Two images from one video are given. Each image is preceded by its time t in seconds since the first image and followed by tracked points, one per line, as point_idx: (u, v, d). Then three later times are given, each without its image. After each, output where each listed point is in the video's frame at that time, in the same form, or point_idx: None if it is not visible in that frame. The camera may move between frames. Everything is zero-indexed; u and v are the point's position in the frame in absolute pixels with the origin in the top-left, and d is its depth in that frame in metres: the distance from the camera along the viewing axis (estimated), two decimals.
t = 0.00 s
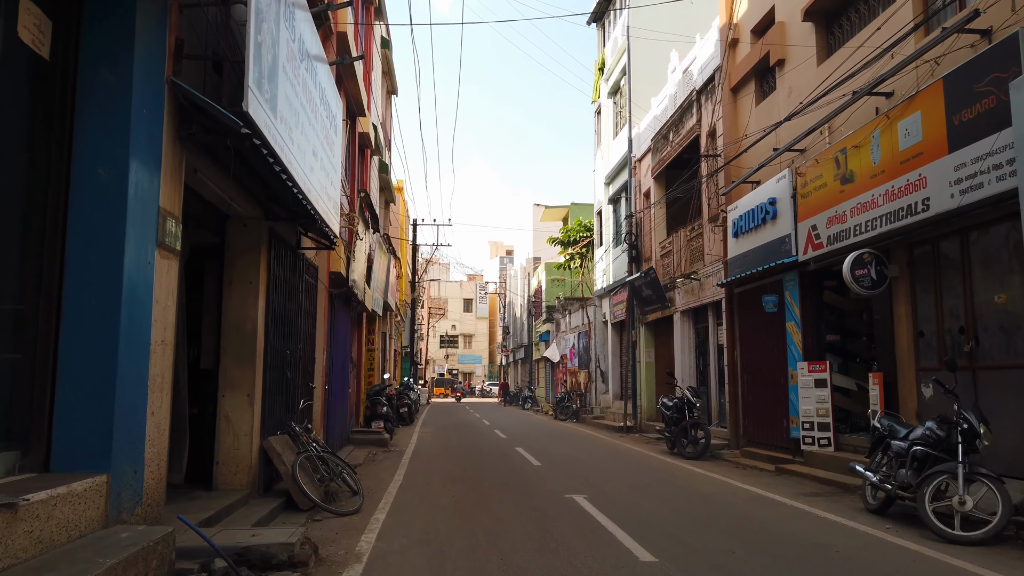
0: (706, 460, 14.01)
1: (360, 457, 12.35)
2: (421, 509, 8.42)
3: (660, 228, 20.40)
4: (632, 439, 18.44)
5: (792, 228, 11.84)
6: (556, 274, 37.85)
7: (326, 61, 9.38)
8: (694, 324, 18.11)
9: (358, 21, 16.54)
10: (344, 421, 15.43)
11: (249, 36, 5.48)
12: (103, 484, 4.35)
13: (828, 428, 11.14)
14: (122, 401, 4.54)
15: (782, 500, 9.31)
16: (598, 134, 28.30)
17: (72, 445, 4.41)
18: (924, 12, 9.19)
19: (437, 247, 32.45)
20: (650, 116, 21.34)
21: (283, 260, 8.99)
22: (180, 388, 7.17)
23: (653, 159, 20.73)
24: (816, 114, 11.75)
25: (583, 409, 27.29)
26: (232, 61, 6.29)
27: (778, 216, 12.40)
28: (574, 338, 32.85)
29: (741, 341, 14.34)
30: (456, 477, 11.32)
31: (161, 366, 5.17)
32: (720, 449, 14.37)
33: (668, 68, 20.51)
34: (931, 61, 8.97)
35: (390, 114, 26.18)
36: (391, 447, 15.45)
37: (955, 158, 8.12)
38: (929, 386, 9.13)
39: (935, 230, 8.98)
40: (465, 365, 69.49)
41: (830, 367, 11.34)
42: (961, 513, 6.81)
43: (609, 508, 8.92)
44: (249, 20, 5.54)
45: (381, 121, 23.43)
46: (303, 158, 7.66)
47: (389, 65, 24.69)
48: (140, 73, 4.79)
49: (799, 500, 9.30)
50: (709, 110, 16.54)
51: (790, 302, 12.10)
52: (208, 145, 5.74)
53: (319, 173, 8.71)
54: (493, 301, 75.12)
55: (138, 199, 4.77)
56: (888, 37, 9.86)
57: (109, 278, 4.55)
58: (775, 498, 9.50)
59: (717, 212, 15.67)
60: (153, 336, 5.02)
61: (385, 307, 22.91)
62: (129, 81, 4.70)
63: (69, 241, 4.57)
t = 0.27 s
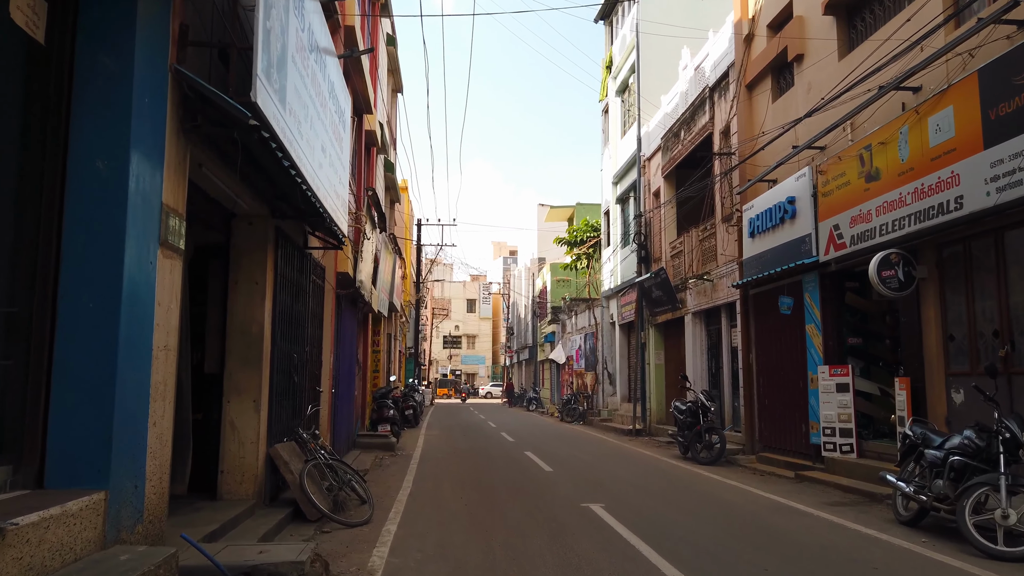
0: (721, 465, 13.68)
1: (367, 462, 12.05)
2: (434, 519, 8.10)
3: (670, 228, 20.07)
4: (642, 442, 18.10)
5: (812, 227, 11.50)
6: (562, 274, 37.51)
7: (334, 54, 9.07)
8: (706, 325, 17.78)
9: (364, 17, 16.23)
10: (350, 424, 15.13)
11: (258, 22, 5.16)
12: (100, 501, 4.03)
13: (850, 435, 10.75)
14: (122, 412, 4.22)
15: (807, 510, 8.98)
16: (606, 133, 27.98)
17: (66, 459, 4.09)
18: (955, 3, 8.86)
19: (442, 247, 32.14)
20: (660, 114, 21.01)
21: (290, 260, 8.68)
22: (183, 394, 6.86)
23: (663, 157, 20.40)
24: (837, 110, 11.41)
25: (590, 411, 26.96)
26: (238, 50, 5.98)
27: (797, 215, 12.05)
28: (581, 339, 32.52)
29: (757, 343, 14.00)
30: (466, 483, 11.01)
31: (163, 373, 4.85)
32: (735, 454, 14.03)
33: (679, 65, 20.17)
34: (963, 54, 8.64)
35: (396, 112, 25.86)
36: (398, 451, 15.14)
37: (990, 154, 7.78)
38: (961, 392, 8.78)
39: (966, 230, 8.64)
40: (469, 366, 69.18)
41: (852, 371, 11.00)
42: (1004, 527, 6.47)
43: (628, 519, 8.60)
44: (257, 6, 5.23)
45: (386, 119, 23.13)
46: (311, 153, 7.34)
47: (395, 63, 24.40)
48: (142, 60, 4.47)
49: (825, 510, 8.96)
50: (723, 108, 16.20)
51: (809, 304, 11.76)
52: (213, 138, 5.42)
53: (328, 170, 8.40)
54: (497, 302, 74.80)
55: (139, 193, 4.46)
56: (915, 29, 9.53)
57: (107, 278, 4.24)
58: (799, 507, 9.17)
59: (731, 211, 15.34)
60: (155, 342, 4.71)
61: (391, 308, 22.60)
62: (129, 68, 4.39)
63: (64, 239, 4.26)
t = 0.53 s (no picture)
0: (732, 464, 13.34)
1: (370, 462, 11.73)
2: (440, 520, 7.80)
3: (677, 223, 19.75)
4: (649, 442, 17.77)
5: (828, 219, 11.17)
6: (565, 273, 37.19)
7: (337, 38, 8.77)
8: (714, 322, 17.45)
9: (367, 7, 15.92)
10: (353, 422, 14.83)
11: None
12: (82, 499, 3.71)
13: (868, 432, 10.40)
14: (106, 402, 3.90)
15: (827, 510, 8.65)
16: (611, 129, 27.68)
17: (45, 452, 3.78)
18: None
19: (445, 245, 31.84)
20: (666, 108, 20.71)
21: (290, 250, 8.37)
22: (179, 388, 6.54)
23: (670, 152, 20.09)
24: (854, 98, 11.08)
25: (595, 411, 26.63)
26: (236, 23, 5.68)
27: (811, 207, 11.73)
28: (585, 338, 32.20)
29: (769, 339, 13.67)
30: (472, 483, 10.69)
31: (154, 363, 4.54)
32: (746, 454, 13.70)
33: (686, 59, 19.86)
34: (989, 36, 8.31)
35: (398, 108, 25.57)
36: (401, 450, 14.83)
37: (1020, 138, 7.46)
38: (987, 387, 8.45)
39: (993, 219, 8.31)
40: (470, 366, 68.87)
41: (870, 367, 10.67)
42: None
43: (641, 520, 8.28)
44: None
45: (389, 115, 22.84)
46: (313, 137, 7.03)
47: (397, 58, 24.11)
48: (130, 25, 4.15)
49: (846, 510, 8.63)
50: (732, 100, 15.88)
51: (825, 298, 11.43)
52: (208, 114, 5.11)
53: (330, 156, 8.09)
54: (499, 302, 74.48)
55: (127, 167, 4.14)
56: (938, 12, 9.20)
57: (91, 258, 3.92)
58: (819, 507, 8.84)
59: (742, 205, 15.01)
60: (144, 328, 4.38)
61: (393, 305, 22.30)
62: (116, 33, 4.07)
63: (45, 216, 3.95)
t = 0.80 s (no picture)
0: (747, 469, 12.94)
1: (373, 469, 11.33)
2: (450, 533, 7.41)
3: (686, 221, 19.34)
4: (658, 445, 17.38)
5: (849, 216, 10.76)
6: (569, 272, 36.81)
7: (340, 25, 8.36)
8: (725, 322, 17.05)
9: None
10: (355, 426, 14.44)
11: None
12: (60, 527, 3.31)
13: (892, 438, 10.04)
14: (88, 417, 3.50)
15: (855, 521, 8.25)
16: (616, 126, 27.27)
17: (19, 472, 3.40)
18: None
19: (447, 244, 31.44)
20: (674, 103, 20.29)
21: (291, 249, 7.96)
22: (173, 396, 6.14)
23: (678, 149, 19.67)
24: (877, 89, 10.65)
25: (600, 412, 26.24)
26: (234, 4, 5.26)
27: (830, 203, 11.32)
28: (589, 337, 31.81)
29: (784, 340, 13.27)
30: (481, 490, 10.29)
31: (144, 371, 4.14)
32: (761, 457, 13.31)
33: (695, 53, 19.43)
34: None
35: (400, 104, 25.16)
36: (404, 454, 14.44)
37: None
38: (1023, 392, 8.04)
39: None
40: (472, 365, 68.49)
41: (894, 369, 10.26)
42: None
43: (661, 531, 7.88)
44: None
45: (391, 111, 22.46)
46: (315, 128, 6.61)
47: (399, 54, 23.68)
48: None
49: (875, 521, 8.23)
50: (744, 94, 15.47)
51: (846, 298, 11.03)
52: (203, 100, 4.70)
53: (333, 150, 7.68)
54: (501, 301, 74.11)
55: (112, 155, 3.74)
56: None
57: (71, 256, 3.52)
58: (846, 517, 8.44)
59: (755, 201, 14.59)
60: (132, 334, 3.98)
61: (396, 305, 21.90)
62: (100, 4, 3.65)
63: (20, 210, 3.55)
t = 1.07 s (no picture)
0: (767, 474, 12.58)
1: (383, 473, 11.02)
2: (468, 544, 7.08)
3: (699, 220, 18.97)
4: (672, 448, 17.02)
5: (876, 212, 10.40)
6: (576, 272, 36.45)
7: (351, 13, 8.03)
8: (740, 323, 16.68)
9: None
10: (364, 428, 14.12)
11: None
12: (54, 549, 2.99)
13: (922, 443, 9.68)
14: (86, 427, 3.18)
15: (890, 531, 7.89)
16: (625, 124, 26.91)
17: (9, 489, 3.08)
18: None
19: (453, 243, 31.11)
20: (687, 100, 19.92)
21: (302, 246, 7.63)
22: (179, 401, 5.82)
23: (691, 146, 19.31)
24: (905, 81, 10.29)
25: (609, 413, 25.89)
26: None
27: (856, 199, 10.96)
28: (596, 338, 31.45)
29: (805, 341, 12.90)
30: (496, 496, 9.96)
31: (148, 375, 3.81)
32: (780, 462, 12.95)
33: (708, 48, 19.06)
34: None
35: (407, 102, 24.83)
36: (414, 457, 14.11)
37: None
38: None
39: None
40: (476, 366, 68.17)
41: (924, 372, 9.90)
42: None
43: (688, 542, 7.53)
44: None
45: (398, 109, 22.14)
46: (328, 118, 6.28)
47: (406, 50, 23.37)
48: None
49: (910, 531, 7.87)
50: (761, 89, 15.10)
51: (872, 298, 10.67)
52: (211, 84, 4.37)
53: (345, 142, 7.35)
54: (506, 301, 73.77)
55: (112, 140, 3.41)
56: None
57: (67, 250, 3.19)
58: (879, 527, 8.08)
59: (773, 199, 14.22)
60: (135, 335, 3.65)
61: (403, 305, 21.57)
62: None
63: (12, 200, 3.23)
